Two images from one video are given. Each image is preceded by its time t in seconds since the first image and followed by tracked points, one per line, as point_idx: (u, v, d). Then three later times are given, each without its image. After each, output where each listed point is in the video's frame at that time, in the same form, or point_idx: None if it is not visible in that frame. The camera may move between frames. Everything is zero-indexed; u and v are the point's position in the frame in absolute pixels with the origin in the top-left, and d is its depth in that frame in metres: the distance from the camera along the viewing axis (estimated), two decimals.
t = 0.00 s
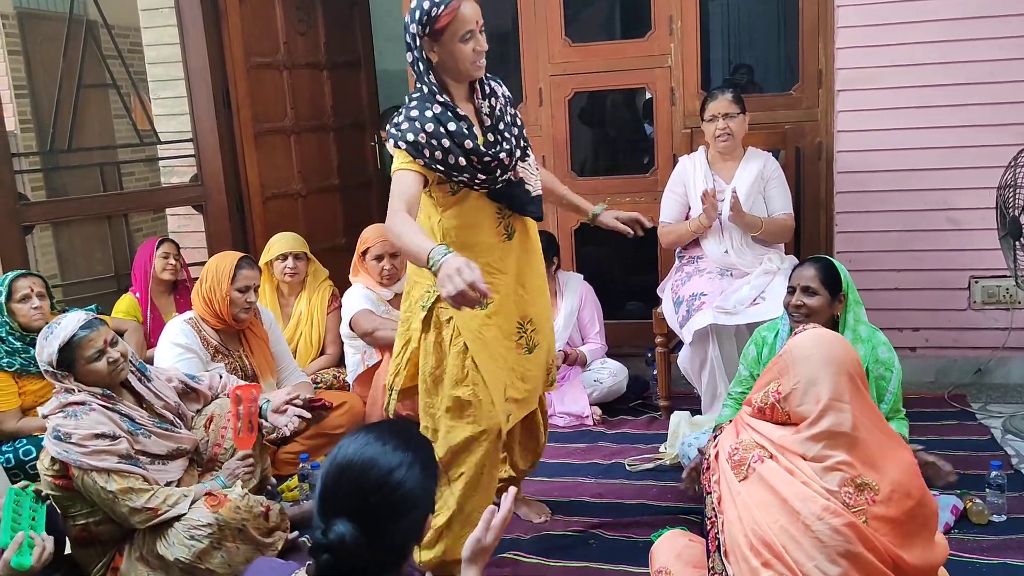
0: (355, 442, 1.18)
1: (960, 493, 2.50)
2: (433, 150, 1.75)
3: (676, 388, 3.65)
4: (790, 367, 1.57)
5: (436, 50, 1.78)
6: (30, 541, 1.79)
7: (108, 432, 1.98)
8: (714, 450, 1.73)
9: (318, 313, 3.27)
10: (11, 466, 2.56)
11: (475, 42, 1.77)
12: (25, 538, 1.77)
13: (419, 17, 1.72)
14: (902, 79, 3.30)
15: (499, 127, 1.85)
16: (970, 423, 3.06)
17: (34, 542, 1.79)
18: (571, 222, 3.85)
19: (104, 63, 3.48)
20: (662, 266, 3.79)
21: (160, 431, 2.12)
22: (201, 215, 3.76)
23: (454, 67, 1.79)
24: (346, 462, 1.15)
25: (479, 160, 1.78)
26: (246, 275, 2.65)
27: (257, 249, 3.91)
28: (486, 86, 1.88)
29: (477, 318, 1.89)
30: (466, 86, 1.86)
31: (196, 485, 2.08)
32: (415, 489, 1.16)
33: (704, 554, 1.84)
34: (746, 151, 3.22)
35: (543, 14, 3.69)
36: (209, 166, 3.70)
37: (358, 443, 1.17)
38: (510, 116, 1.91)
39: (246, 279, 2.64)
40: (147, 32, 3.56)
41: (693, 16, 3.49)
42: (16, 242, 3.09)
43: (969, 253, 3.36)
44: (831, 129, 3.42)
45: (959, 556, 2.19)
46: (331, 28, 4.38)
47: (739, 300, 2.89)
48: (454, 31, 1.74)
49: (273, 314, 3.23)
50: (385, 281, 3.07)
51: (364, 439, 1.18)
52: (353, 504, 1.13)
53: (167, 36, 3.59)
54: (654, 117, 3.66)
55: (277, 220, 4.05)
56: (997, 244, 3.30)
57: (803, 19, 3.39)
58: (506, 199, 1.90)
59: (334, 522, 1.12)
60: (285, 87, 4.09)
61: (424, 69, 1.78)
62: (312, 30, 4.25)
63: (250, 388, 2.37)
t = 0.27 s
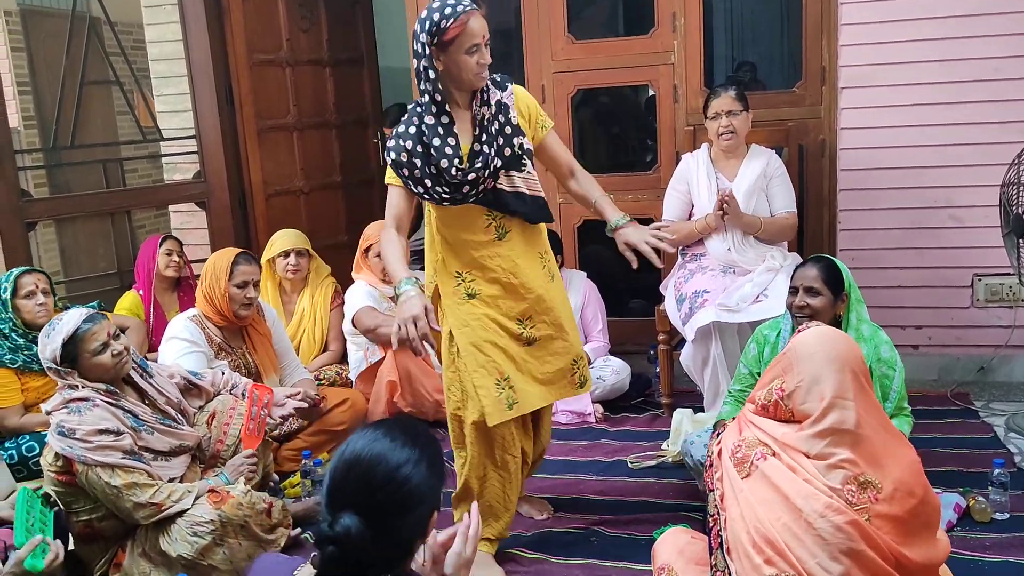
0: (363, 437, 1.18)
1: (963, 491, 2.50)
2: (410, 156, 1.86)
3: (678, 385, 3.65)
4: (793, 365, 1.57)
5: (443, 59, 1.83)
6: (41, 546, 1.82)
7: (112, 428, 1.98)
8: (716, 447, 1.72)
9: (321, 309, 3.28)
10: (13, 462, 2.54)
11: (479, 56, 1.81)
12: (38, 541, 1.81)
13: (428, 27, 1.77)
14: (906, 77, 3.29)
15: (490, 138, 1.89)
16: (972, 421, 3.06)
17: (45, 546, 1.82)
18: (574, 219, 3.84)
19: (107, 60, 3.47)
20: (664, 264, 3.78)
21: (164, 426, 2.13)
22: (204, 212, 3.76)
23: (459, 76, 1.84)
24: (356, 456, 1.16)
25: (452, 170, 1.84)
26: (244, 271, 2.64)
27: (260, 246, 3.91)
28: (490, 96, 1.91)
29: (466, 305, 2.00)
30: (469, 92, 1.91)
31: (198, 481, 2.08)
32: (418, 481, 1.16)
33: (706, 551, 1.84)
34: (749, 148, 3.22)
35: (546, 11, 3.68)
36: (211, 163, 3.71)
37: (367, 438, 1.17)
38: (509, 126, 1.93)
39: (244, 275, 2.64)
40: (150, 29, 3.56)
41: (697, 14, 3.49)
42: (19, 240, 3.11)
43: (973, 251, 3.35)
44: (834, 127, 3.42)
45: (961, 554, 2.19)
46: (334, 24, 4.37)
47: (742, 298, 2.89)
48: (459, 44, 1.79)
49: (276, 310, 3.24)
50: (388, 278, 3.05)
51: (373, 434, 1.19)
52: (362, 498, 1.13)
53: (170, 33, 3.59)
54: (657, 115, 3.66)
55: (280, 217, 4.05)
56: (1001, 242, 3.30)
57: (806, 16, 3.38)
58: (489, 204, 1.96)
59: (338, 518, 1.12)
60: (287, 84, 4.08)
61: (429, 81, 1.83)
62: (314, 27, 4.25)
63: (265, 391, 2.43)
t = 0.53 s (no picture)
0: (360, 426, 1.18)
1: (964, 489, 2.50)
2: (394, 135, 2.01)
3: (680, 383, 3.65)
4: (796, 363, 1.56)
5: (440, 54, 1.89)
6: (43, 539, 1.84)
7: (113, 425, 1.98)
8: (718, 444, 1.72)
9: (323, 306, 3.28)
10: (15, 457, 2.54)
11: (474, 52, 1.86)
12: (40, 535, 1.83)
13: (423, 25, 1.83)
14: (909, 74, 3.28)
15: (461, 131, 1.95)
16: (974, 419, 3.06)
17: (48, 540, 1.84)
18: (576, 216, 3.84)
19: (109, 56, 3.47)
20: (665, 261, 3.79)
21: (166, 423, 2.13)
22: (205, 208, 3.77)
23: (455, 70, 1.90)
24: (350, 444, 1.16)
25: (412, 156, 1.96)
26: (233, 266, 2.64)
27: (262, 243, 3.91)
28: (476, 92, 1.94)
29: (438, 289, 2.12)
30: (467, 84, 1.98)
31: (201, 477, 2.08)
32: (417, 471, 1.16)
33: (708, 549, 1.84)
34: (750, 145, 3.22)
35: (549, 7, 3.68)
36: (214, 160, 3.72)
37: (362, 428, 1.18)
38: (488, 122, 1.94)
39: (234, 270, 2.63)
40: (152, 25, 3.58)
41: (699, 11, 3.48)
42: (20, 235, 3.07)
43: (976, 249, 3.35)
44: (837, 124, 3.43)
45: (963, 552, 2.19)
46: (336, 20, 4.37)
47: (744, 295, 2.89)
48: (455, 41, 1.84)
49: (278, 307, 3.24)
50: (390, 274, 3.04)
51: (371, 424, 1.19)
52: (353, 481, 1.13)
53: (172, 29, 3.61)
54: (660, 112, 3.65)
55: (282, 213, 4.05)
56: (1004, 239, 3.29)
57: (809, 13, 3.38)
58: (460, 194, 2.03)
59: (338, 497, 1.12)
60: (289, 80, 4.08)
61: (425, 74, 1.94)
62: (316, 23, 4.24)
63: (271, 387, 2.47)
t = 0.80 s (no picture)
0: (364, 423, 1.18)
1: (965, 488, 2.49)
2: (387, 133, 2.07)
3: (680, 381, 3.65)
4: (798, 362, 1.56)
5: (427, 54, 1.91)
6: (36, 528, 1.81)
7: (114, 422, 1.98)
8: (719, 443, 1.72)
9: (324, 304, 3.28)
10: (17, 454, 2.56)
11: (460, 51, 1.88)
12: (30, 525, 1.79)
13: (410, 27, 1.85)
14: (911, 72, 3.28)
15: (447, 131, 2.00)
16: (976, 418, 3.05)
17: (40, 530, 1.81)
18: (577, 215, 3.84)
19: (110, 53, 3.48)
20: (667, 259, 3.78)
21: (167, 421, 2.12)
22: (207, 205, 3.77)
23: (443, 69, 1.92)
24: (353, 439, 1.16)
25: (402, 156, 2.02)
26: (225, 263, 2.64)
27: (263, 241, 3.91)
28: (461, 90, 1.97)
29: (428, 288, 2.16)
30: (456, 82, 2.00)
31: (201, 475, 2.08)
32: (419, 470, 1.16)
33: (708, 547, 1.84)
34: (752, 143, 3.21)
35: (550, 5, 3.67)
36: (215, 157, 3.72)
37: (366, 424, 1.18)
38: (471, 122, 1.98)
39: (226, 269, 2.62)
40: (153, 22, 3.59)
41: (701, 9, 3.48)
42: (21, 232, 3.07)
43: (978, 248, 3.34)
44: (839, 122, 3.42)
45: (964, 551, 2.19)
46: (337, 18, 4.36)
47: (746, 294, 2.89)
48: (440, 41, 1.86)
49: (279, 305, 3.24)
50: (390, 273, 3.04)
51: (376, 421, 1.19)
52: (354, 476, 1.13)
53: (173, 26, 3.61)
54: (662, 110, 3.65)
55: (283, 211, 4.05)
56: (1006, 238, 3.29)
57: (812, 12, 3.37)
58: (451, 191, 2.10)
59: (337, 496, 1.12)
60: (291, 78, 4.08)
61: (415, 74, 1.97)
62: (318, 20, 4.24)
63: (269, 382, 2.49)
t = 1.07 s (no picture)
0: (361, 423, 1.18)
1: (965, 489, 2.49)
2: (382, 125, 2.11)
3: (681, 381, 3.65)
4: (797, 362, 1.56)
5: (415, 52, 1.91)
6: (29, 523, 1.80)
7: (114, 422, 1.98)
8: (719, 443, 1.72)
9: (324, 303, 3.28)
10: (17, 453, 2.56)
11: (447, 50, 1.87)
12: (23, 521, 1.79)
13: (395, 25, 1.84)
14: (912, 73, 3.28)
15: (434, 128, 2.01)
16: (976, 419, 3.05)
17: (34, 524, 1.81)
18: (578, 214, 3.84)
19: (110, 52, 3.48)
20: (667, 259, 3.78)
21: (167, 420, 2.12)
22: (207, 204, 3.78)
23: (431, 68, 1.92)
24: (352, 438, 1.15)
25: (393, 153, 2.05)
26: (219, 261, 2.64)
27: (263, 240, 3.91)
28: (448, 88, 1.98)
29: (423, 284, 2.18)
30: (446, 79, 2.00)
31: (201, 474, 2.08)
32: (415, 470, 1.16)
33: (708, 547, 1.84)
34: (752, 143, 3.21)
35: (551, 5, 3.67)
36: (216, 156, 3.72)
37: (362, 425, 1.18)
38: (456, 120, 1.98)
39: (221, 265, 2.63)
40: (154, 21, 3.59)
41: (702, 9, 3.48)
42: (21, 230, 3.07)
43: (978, 248, 3.34)
44: (839, 122, 3.42)
45: (964, 551, 2.19)
46: (337, 16, 4.36)
47: (746, 294, 2.89)
48: (426, 39, 1.86)
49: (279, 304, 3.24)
50: (389, 272, 3.04)
51: (371, 422, 1.19)
52: (354, 476, 1.12)
53: (173, 24, 3.61)
54: (662, 110, 3.65)
55: (283, 210, 4.05)
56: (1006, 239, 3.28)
57: (812, 12, 3.38)
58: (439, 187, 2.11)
59: (335, 497, 1.11)
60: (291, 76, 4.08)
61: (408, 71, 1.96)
62: (318, 19, 4.24)
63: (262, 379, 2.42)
